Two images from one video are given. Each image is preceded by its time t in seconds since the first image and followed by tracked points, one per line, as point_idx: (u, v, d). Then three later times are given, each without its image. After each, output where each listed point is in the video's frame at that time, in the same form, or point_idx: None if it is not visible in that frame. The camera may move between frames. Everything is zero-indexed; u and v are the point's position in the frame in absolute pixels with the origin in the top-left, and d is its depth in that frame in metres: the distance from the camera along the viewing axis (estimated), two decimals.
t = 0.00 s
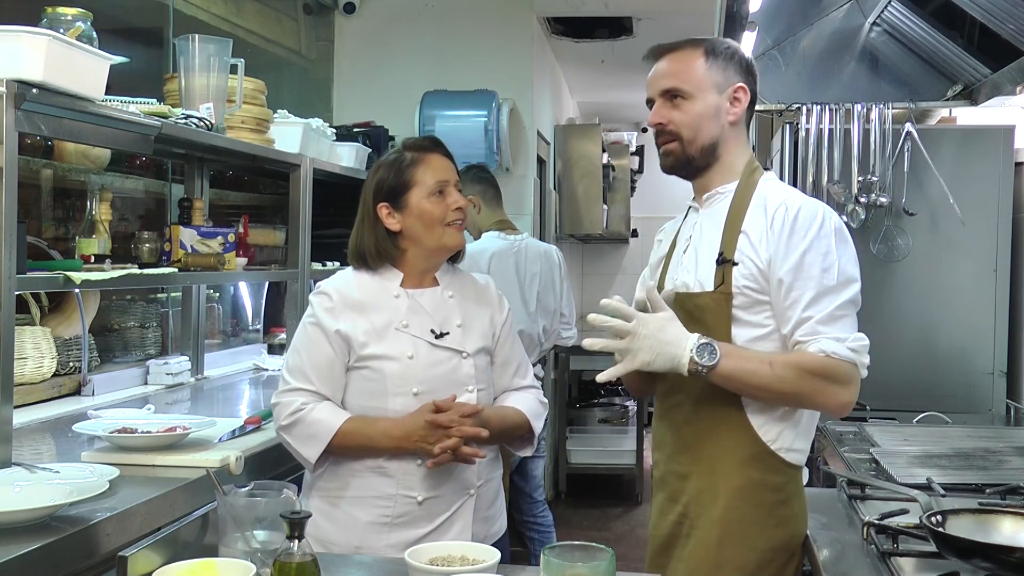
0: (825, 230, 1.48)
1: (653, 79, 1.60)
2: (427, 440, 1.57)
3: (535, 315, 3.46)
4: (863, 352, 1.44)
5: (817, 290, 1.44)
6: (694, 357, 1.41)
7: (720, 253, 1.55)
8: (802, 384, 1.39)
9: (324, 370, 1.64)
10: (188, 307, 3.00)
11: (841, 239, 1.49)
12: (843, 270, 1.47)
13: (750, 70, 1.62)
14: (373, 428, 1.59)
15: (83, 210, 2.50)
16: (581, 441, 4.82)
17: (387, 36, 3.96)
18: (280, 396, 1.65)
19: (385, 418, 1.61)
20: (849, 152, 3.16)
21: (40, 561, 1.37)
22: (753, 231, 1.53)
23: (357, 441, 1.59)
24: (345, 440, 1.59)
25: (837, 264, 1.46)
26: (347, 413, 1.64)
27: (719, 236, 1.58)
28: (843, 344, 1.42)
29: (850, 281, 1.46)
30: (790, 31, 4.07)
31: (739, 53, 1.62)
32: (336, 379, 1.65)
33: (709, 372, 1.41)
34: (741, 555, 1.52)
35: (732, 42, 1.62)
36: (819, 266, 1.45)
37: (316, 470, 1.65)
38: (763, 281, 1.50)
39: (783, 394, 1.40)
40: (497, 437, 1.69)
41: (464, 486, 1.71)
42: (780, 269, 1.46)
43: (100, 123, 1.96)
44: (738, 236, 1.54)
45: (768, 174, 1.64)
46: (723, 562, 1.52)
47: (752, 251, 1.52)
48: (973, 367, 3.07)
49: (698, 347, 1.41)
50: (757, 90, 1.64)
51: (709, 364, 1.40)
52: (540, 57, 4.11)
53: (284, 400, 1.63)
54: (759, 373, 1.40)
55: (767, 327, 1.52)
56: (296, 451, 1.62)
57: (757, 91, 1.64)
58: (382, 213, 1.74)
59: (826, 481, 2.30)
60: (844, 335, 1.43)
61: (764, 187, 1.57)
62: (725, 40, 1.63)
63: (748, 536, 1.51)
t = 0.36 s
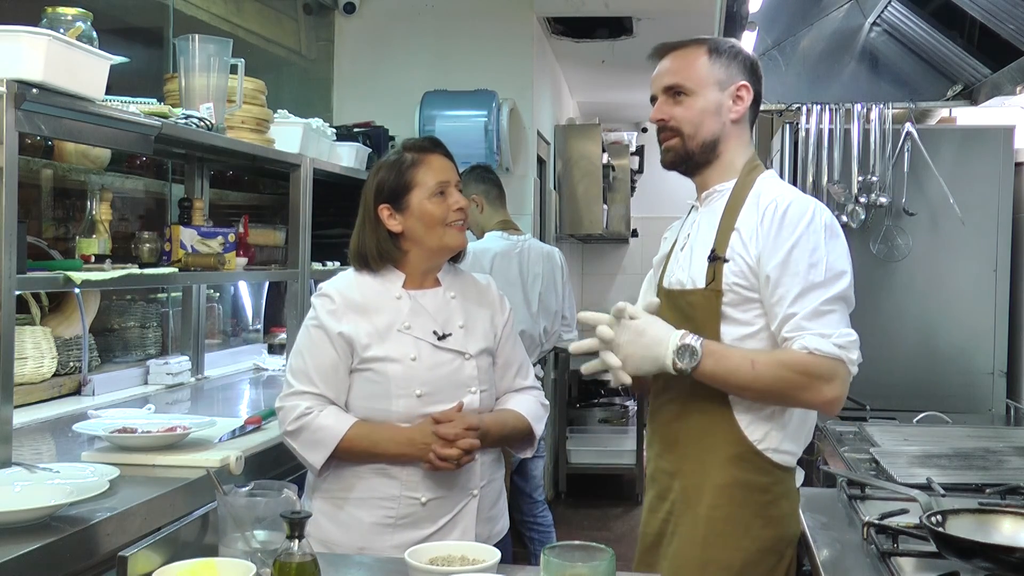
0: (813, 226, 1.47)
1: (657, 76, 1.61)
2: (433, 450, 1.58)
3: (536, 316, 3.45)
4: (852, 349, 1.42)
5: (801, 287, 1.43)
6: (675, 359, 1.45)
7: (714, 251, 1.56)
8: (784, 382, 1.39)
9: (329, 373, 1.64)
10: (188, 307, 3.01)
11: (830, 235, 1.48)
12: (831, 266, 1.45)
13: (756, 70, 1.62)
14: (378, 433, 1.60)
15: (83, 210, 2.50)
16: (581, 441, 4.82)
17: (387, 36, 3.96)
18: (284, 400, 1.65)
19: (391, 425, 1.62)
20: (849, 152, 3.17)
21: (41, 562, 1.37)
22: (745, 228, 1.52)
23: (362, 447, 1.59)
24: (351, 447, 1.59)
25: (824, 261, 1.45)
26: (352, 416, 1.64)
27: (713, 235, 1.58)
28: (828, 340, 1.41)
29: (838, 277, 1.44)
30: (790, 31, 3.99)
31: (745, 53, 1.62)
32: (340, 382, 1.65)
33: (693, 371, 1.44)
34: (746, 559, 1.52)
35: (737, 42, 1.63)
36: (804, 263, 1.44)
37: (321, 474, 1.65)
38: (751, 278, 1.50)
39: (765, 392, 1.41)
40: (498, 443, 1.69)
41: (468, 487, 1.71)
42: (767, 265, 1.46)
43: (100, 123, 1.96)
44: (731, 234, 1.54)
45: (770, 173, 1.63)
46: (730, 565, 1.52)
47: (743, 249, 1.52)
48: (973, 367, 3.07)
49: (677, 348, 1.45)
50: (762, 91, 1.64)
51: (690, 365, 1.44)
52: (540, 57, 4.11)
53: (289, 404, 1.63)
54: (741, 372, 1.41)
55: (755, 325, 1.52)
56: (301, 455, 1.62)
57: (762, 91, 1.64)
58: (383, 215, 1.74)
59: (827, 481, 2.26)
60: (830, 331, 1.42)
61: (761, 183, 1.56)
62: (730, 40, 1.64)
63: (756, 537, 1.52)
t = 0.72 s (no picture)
0: (821, 228, 1.47)
1: (660, 75, 1.61)
2: (433, 454, 1.58)
3: (534, 316, 3.45)
4: (862, 352, 1.42)
5: (811, 290, 1.43)
6: (686, 363, 1.44)
7: (718, 251, 1.56)
8: (797, 386, 1.39)
9: (330, 373, 1.64)
10: (188, 307, 3.01)
11: (837, 237, 1.49)
12: (839, 269, 1.46)
13: (758, 71, 1.62)
14: (380, 433, 1.60)
15: (83, 210, 2.50)
16: (581, 441, 4.81)
17: (387, 36, 3.96)
18: (286, 400, 1.65)
19: (392, 425, 1.62)
20: (848, 151, 3.17)
21: (41, 562, 1.37)
22: (751, 228, 1.53)
23: (364, 448, 1.59)
24: (353, 447, 1.59)
25: (832, 263, 1.45)
26: (354, 416, 1.64)
27: (717, 235, 1.58)
28: (839, 343, 1.41)
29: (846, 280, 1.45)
30: (790, 31, 3.98)
31: (749, 54, 1.62)
32: (341, 382, 1.65)
33: (704, 375, 1.43)
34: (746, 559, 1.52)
35: (741, 43, 1.63)
36: (814, 265, 1.44)
37: (323, 474, 1.65)
38: (758, 279, 1.50)
39: (778, 395, 1.40)
40: (499, 443, 1.69)
41: (469, 487, 1.71)
42: (774, 267, 1.46)
43: (100, 123, 1.95)
44: (735, 235, 1.54)
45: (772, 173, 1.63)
46: (731, 563, 1.52)
47: (748, 249, 1.52)
48: (973, 367, 3.07)
49: (689, 352, 1.45)
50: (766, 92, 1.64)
51: (701, 368, 1.43)
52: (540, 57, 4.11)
53: (291, 404, 1.63)
54: (752, 376, 1.41)
55: (762, 326, 1.51)
56: (303, 455, 1.62)
57: (765, 92, 1.64)
58: (383, 215, 1.74)
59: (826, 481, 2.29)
60: (840, 334, 1.42)
61: (765, 185, 1.56)
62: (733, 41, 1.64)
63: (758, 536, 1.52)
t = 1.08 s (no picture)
0: (813, 227, 1.47)
1: (658, 78, 1.62)
2: (433, 459, 1.58)
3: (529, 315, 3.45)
4: (856, 350, 1.42)
5: (804, 290, 1.43)
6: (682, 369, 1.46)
7: (713, 253, 1.56)
8: (790, 388, 1.40)
9: (331, 368, 1.64)
10: (188, 307, 3.01)
11: (830, 236, 1.48)
12: (832, 268, 1.45)
13: (755, 74, 1.62)
14: (380, 431, 1.60)
15: (83, 210, 2.50)
16: (581, 441, 4.81)
17: (387, 36, 3.96)
18: (286, 396, 1.64)
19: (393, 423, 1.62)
20: (848, 152, 3.17)
21: (40, 561, 1.37)
22: (745, 229, 1.52)
23: (364, 445, 1.59)
24: (354, 444, 1.59)
25: (825, 263, 1.45)
26: (354, 413, 1.64)
27: (713, 237, 1.58)
28: (832, 343, 1.41)
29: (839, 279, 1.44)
30: (790, 31, 3.98)
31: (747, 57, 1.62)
32: (342, 378, 1.65)
33: (700, 381, 1.45)
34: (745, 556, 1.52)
35: (738, 46, 1.63)
36: (806, 265, 1.44)
37: (323, 471, 1.65)
38: (752, 280, 1.50)
39: (773, 398, 1.41)
40: (499, 444, 1.69)
41: (468, 485, 1.71)
42: (767, 267, 1.46)
43: (100, 123, 1.95)
44: (730, 236, 1.54)
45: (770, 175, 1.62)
46: (730, 561, 1.52)
47: (743, 250, 1.52)
48: (973, 368, 3.07)
49: (684, 358, 1.47)
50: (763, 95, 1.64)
51: (696, 373, 1.45)
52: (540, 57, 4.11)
53: (292, 399, 1.63)
54: (746, 380, 1.42)
55: (758, 326, 1.51)
56: (303, 451, 1.62)
57: (762, 96, 1.64)
58: (387, 213, 1.74)
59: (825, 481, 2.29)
60: (833, 333, 1.42)
61: (760, 186, 1.56)
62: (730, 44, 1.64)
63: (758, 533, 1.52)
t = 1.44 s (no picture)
0: (789, 227, 1.45)
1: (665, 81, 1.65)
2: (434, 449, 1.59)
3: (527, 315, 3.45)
4: (828, 351, 1.40)
5: (775, 291, 1.42)
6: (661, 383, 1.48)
7: (702, 254, 1.56)
8: (762, 391, 1.40)
9: (333, 366, 1.64)
10: (188, 307, 3.01)
11: (808, 235, 1.45)
12: (807, 269, 1.43)
13: (766, 79, 1.61)
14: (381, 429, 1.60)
15: (83, 210, 2.50)
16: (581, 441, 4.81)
17: (387, 36, 3.96)
18: (288, 394, 1.64)
19: (393, 421, 1.62)
20: (849, 151, 3.17)
21: (41, 561, 1.37)
22: (729, 229, 1.52)
23: (364, 443, 1.59)
24: (355, 442, 1.59)
25: (798, 263, 1.42)
26: (355, 411, 1.64)
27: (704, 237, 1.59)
28: (802, 345, 1.39)
29: (814, 279, 1.42)
30: (790, 31, 4.06)
31: (757, 62, 1.61)
32: (343, 376, 1.65)
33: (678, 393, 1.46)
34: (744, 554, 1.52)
35: (748, 50, 1.63)
36: (779, 266, 1.42)
37: (323, 469, 1.65)
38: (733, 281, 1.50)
39: (747, 402, 1.42)
40: (498, 443, 1.69)
41: (468, 484, 1.71)
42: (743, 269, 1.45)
43: (99, 124, 1.95)
44: (717, 237, 1.54)
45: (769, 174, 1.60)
46: (728, 560, 1.52)
47: (726, 251, 1.51)
48: (973, 367, 3.07)
49: (662, 372, 1.48)
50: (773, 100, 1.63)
51: (673, 385, 1.46)
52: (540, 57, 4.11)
53: (294, 397, 1.62)
54: (718, 388, 1.43)
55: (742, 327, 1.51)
56: (305, 449, 1.62)
57: (772, 101, 1.63)
58: (388, 212, 1.73)
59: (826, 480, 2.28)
60: (804, 334, 1.40)
61: (751, 185, 1.53)
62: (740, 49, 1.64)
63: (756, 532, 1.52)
